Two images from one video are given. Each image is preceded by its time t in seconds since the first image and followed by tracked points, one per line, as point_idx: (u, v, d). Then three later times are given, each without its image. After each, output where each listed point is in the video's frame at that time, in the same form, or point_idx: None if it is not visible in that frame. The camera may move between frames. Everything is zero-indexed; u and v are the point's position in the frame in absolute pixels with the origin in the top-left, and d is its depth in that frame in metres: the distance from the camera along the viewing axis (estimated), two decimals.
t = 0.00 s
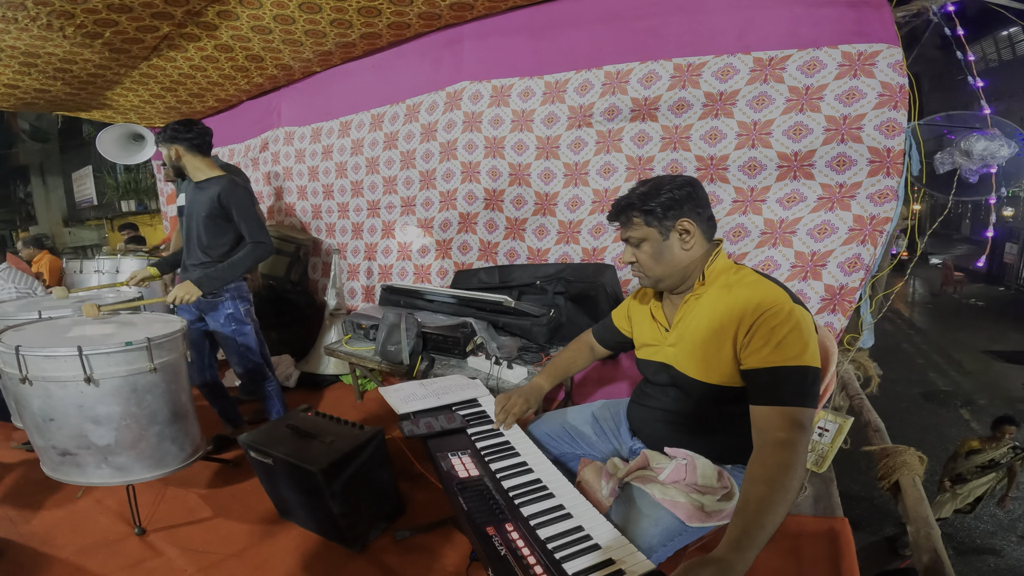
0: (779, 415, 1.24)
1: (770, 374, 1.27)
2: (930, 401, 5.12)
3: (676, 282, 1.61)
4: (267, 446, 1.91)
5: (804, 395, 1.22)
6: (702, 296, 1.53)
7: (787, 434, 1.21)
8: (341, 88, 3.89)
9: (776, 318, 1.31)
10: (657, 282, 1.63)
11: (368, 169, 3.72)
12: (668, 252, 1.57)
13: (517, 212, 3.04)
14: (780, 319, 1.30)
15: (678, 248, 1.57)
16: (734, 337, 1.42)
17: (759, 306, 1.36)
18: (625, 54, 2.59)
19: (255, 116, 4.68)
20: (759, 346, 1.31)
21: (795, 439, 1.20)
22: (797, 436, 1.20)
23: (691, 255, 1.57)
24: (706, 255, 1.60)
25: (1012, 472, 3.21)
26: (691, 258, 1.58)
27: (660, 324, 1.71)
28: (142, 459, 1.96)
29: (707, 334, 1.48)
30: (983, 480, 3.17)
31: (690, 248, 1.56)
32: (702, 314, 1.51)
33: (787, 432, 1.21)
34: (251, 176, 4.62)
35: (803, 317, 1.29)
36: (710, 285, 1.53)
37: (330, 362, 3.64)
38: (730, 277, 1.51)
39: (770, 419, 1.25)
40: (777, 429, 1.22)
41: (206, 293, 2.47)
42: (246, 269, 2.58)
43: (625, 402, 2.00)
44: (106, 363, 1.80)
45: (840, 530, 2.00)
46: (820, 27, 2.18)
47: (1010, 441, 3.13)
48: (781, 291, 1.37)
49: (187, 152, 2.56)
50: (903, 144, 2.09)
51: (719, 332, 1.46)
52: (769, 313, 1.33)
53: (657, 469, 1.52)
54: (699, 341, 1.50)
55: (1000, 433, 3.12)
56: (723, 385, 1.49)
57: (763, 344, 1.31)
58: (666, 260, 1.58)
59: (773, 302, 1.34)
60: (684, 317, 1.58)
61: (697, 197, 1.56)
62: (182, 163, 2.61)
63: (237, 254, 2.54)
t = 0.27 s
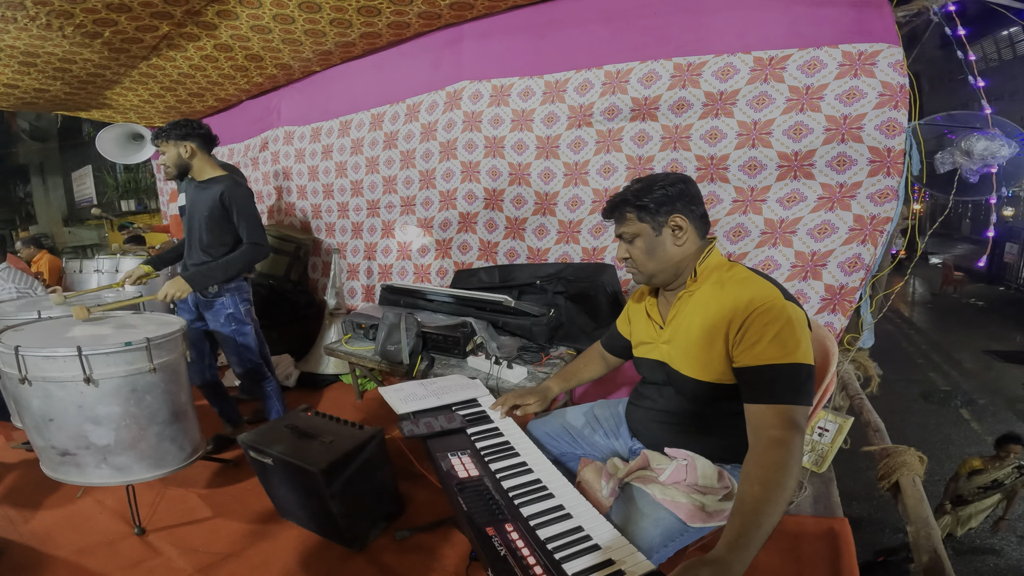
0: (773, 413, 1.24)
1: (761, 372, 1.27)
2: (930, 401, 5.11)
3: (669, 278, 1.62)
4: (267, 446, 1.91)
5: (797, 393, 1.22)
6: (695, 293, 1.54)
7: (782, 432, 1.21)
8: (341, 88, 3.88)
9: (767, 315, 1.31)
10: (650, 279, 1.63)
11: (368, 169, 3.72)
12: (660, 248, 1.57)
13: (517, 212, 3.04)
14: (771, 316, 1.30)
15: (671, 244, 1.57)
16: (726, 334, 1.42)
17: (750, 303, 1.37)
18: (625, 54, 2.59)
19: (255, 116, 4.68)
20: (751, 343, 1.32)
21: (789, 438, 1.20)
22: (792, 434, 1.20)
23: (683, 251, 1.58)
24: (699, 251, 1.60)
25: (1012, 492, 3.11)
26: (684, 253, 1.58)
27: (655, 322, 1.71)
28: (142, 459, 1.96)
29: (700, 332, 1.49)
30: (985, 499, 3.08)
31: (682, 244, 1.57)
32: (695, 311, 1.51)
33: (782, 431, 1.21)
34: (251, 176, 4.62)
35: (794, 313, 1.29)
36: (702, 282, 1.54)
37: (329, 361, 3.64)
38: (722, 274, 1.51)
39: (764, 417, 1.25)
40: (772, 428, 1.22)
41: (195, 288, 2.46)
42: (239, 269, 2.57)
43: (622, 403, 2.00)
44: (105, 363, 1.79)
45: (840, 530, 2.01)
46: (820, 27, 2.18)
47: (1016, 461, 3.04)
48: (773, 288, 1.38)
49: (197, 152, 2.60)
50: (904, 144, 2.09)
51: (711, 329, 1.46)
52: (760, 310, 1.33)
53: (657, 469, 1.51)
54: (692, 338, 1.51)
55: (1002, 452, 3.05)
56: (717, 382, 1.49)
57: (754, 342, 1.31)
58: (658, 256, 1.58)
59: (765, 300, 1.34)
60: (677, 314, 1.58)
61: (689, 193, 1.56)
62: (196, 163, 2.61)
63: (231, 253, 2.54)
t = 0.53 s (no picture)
0: (768, 414, 1.23)
1: (754, 371, 1.27)
2: (930, 401, 5.11)
3: (662, 272, 1.63)
4: (267, 446, 1.91)
5: (791, 393, 1.22)
6: (688, 290, 1.54)
7: (777, 432, 1.21)
8: (341, 87, 3.88)
9: (760, 314, 1.31)
10: (643, 271, 1.64)
11: (368, 168, 3.72)
12: (656, 240, 1.58)
13: (516, 212, 3.04)
14: (764, 315, 1.30)
15: (667, 237, 1.57)
16: (719, 332, 1.42)
17: (743, 302, 1.37)
18: (625, 54, 2.59)
19: (255, 115, 4.67)
20: (743, 341, 1.31)
21: (785, 438, 1.20)
22: (787, 434, 1.20)
23: (679, 244, 1.58)
24: (695, 247, 1.60)
25: None
26: (680, 248, 1.59)
27: (649, 319, 1.72)
28: (141, 459, 1.96)
29: (693, 329, 1.48)
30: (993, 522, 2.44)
31: (679, 237, 1.57)
32: (688, 309, 1.51)
33: (778, 431, 1.21)
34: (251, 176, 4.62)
35: (787, 312, 1.29)
36: (695, 278, 1.54)
37: (329, 361, 3.64)
38: (716, 272, 1.51)
39: (760, 417, 1.25)
40: (768, 428, 1.22)
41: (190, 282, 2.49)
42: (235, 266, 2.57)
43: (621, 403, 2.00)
44: (105, 363, 1.79)
45: (839, 530, 2.01)
46: (820, 27, 2.18)
47: None
48: (766, 286, 1.38)
49: (195, 152, 2.59)
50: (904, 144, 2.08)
51: (703, 327, 1.46)
52: (753, 309, 1.33)
53: (654, 470, 1.50)
54: (685, 336, 1.51)
55: (1013, 474, 2.45)
56: (709, 380, 1.49)
57: (746, 341, 1.30)
58: (653, 248, 1.59)
59: (758, 298, 1.34)
60: (670, 312, 1.58)
61: (691, 190, 1.57)
62: (191, 162, 2.61)
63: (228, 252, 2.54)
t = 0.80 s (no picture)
0: (768, 414, 1.23)
1: (753, 371, 1.27)
2: (930, 401, 5.10)
3: (659, 270, 1.63)
4: (266, 446, 1.91)
5: (791, 393, 1.22)
6: (686, 289, 1.54)
7: (778, 433, 1.21)
8: (341, 86, 3.88)
9: (758, 314, 1.31)
10: (640, 269, 1.64)
11: (368, 168, 3.71)
12: (655, 238, 1.58)
13: (516, 212, 3.03)
14: (762, 315, 1.29)
15: (665, 236, 1.58)
16: (717, 332, 1.42)
17: (741, 302, 1.36)
18: (625, 54, 2.58)
19: (255, 115, 4.67)
20: (741, 342, 1.31)
21: (786, 439, 1.20)
22: (788, 435, 1.20)
23: (678, 244, 1.58)
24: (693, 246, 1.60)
25: None
26: (678, 247, 1.59)
27: (646, 318, 1.71)
28: (141, 459, 1.95)
29: (691, 329, 1.48)
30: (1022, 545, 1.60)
31: (677, 236, 1.57)
32: (687, 309, 1.51)
33: (778, 432, 1.21)
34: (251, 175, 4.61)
35: (785, 312, 1.28)
36: (693, 278, 1.54)
37: (329, 361, 3.63)
38: (713, 271, 1.51)
39: (760, 418, 1.24)
40: (768, 428, 1.22)
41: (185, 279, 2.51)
42: (231, 265, 2.56)
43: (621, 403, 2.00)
44: (105, 363, 1.79)
45: (840, 531, 2.01)
46: (821, 27, 2.17)
47: None
48: (764, 286, 1.37)
49: (190, 150, 2.59)
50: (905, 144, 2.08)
51: (702, 327, 1.45)
52: (751, 308, 1.33)
53: (654, 471, 1.50)
54: (683, 336, 1.50)
55: None
56: (706, 380, 1.48)
57: (745, 342, 1.30)
58: (651, 246, 1.59)
59: (755, 298, 1.34)
60: (668, 311, 1.58)
61: (691, 189, 1.56)
62: (184, 160, 2.60)
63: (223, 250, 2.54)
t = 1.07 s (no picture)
0: (769, 415, 1.23)
1: (753, 372, 1.26)
2: (929, 401, 5.10)
3: (659, 273, 1.62)
4: (266, 446, 1.90)
5: (791, 394, 1.22)
6: (685, 290, 1.54)
7: (779, 434, 1.20)
8: (340, 86, 3.87)
9: (757, 315, 1.30)
10: (640, 273, 1.64)
11: (368, 168, 3.71)
12: (654, 241, 1.57)
13: (516, 212, 3.03)
14: (762, 316, 1.29)
15: (664, 239, 1.57)
16: (716, 333, 1.41)
17: (740, 303, 1.36)
18: (625, 53, 2.58)
19: (254, 115, 4.66)
20: (741, 342, 1.31)
21: (787, 439, 1.19)
22: (788, 435, 1.20)
23: (677, 246, 1.58)
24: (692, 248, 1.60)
25: None
26: (677, 249, 1.58)
27: (646, 320, 1.71)
28: (140, 459, 1.95)
29: (690, 330, 1.48)
30: None
31: (676, 239, 1.57)
32: (686, 309, 1.51)
33: (779, 432, 1.21)
34: (251, 175, 4.61)
35: (785, 313, 1.28)
36: (692, 279, 1.53)
37: (328, 361, 3.63)
38: (712, 272, 1.51)
39: (760, 418, 1.24)
40: (768, 429, 1.22)
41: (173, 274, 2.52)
42: (219, 263, 2.56)
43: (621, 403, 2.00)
44: (103, 363, 1.79)
45: (839, 531, 2.01)
46: (821, 26, 2.17)
47: None
48: (763, 287, 1.37)
49: (183, 150, 2.59)
50: (905, 144, 2.08)
51: (702, 327, 1.45)
52: (751, 309, 1.33)
53: (654, 471, 1.50)
54: (682, 337, 1.50)
55: None
56: (706, 381, 1.48)
57: (744, 342, 1.30)
58: (651, 250, 1.59)
59: (755, 299, 1.34)
60: (667, 312, 1.58)
61: (687, 190, 1.56)
62: (176, 160, 2.60)
63: (212, 247, 2.54)
